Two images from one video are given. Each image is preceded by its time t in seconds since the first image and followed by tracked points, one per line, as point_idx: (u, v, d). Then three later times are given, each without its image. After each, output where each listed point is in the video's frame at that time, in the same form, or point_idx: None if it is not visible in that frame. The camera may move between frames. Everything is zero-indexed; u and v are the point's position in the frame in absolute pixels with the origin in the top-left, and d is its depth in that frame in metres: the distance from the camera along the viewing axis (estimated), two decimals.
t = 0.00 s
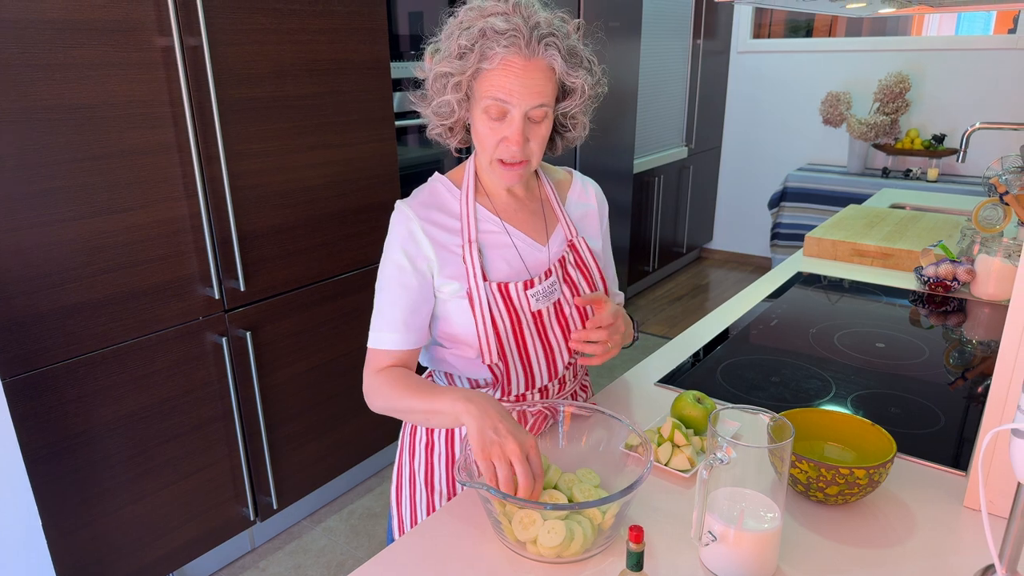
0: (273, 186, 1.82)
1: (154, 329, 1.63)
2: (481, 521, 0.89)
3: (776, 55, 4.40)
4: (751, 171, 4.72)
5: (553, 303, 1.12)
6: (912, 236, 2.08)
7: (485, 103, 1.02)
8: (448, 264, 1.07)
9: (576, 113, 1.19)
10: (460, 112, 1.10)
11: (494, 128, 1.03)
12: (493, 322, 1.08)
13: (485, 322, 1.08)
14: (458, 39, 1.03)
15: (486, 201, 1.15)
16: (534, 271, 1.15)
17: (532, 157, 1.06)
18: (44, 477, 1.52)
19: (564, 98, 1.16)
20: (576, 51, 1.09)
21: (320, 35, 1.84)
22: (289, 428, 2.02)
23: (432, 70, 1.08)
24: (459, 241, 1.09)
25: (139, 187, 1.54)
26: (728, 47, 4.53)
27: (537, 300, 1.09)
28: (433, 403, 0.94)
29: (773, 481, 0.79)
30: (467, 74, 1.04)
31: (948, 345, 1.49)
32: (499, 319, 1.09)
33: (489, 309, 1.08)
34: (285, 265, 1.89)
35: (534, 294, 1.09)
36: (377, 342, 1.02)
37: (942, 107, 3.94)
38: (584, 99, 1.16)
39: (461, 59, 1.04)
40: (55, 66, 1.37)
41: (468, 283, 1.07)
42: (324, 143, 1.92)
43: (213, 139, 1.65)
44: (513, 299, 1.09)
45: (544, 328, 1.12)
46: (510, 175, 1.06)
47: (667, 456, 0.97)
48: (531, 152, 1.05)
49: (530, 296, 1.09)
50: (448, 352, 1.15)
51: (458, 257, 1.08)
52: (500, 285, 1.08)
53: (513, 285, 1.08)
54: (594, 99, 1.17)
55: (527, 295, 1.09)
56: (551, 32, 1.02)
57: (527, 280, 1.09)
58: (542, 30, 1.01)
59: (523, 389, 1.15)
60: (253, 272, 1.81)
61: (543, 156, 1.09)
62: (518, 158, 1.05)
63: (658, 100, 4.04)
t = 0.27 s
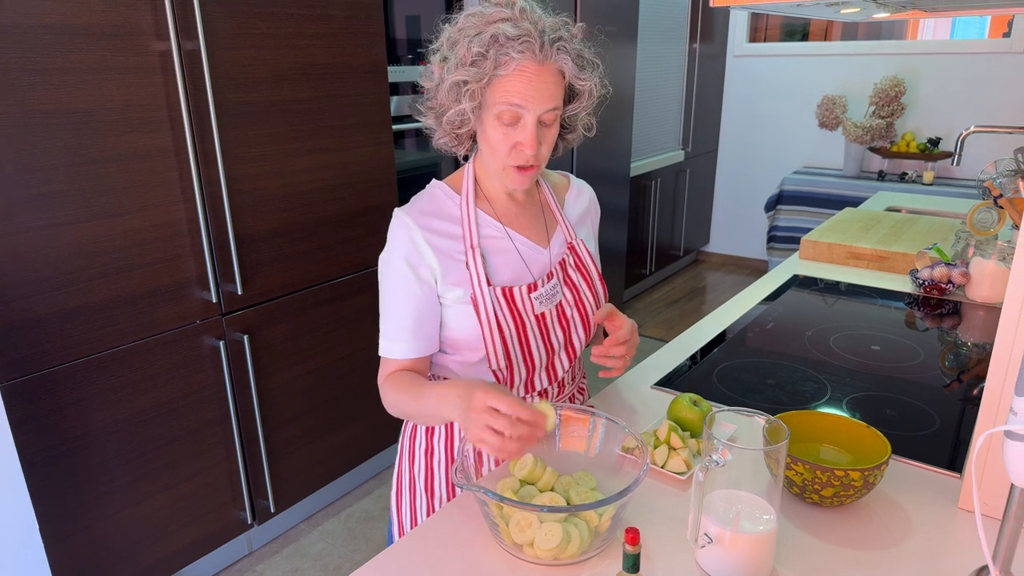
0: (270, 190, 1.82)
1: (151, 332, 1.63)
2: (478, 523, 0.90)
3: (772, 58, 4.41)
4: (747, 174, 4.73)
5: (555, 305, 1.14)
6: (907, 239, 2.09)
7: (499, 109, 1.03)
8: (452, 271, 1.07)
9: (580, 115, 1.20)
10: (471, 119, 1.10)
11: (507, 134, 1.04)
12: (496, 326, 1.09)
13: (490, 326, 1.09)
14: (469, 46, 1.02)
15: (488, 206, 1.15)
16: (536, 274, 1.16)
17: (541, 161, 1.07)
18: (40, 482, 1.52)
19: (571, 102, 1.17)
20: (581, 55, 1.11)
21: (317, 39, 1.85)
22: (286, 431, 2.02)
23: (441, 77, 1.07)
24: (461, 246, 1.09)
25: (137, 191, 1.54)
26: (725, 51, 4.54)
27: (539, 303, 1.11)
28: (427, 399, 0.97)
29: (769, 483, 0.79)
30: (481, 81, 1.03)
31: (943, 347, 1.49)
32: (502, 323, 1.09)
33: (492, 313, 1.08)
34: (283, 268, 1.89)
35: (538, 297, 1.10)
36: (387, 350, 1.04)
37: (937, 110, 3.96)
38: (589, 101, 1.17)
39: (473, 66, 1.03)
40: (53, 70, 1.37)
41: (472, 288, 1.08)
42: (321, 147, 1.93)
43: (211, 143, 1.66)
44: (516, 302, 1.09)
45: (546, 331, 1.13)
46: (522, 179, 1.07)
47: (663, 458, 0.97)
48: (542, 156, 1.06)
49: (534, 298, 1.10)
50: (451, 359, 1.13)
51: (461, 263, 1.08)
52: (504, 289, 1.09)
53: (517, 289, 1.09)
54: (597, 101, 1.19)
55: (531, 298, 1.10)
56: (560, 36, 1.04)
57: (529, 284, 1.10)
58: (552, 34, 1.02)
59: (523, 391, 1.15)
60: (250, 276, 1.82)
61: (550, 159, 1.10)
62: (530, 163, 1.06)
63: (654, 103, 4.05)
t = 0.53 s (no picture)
0: (270, 191, 1.82)
1: (151, 333, 1.63)
2: (478, 524, 0.89)
3: (772, 60, 4.42)
4: (747, 176, 4.73)
5: (554, 305, 1.14)
6: (907, 241, 2.09)
7: (500, 110, 1.03)
8: (451, 270, 1.07)
9: (581, 118, 1.20)
10: (472, 119, 1.10)
11: (507, 135, 1.04)
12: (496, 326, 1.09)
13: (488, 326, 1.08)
14: (473, 46, 1.02)
15: (487, 206, 1.15)
16: (535, 274, 1.16)
17: (541, 162, 1.07)
18: (39, 482, 1.51)
19: (573, 105, 1.17)
20: (584, 58, 1.11)
21: (317, 40, 1.85)
22: (286, 432, 2.02)
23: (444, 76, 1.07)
24: (461, 246, 1.09)
25: (137, 191, 1.54)
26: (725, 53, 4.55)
27: (539, 303, 1.11)
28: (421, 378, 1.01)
29: (769, 484, 0.79)
30: (484, 81, 1.03)
31: (943, 349, 1.49)
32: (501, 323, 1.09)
33: (491, 313, 1.08)
34: (283, 269, 1.89)
35: (538, 297, 1.11)
36: (387, 348, 1.06)
37: (937, 112, 3.97)
38: (591, 105, 1.18)
39: (476, 66, 1.03)
40: (53, 70, 1.37)
41: (471, 288, 1.08)
42: (322, 148, 1.93)
43: (211, 144, 1.66)
44: (515, 303, 1.09)
45: (546, 331, 1.13)
46: (520, 180, 1.07)
47: (663, 459, 0.97)
48: (542, 157, 1.07)
49: (533, 299, 1.10)
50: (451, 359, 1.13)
51: (461, 262, 1.08)
52: (504, 289, 1.09)
53: (516, 289, 1.09)
54: (599, 105, 1.19)
55: (530, 298, 1.10)
56: (563, 40, 1.04)
57: (529, 284, 1.10)
58: (555, 38, 1.02)
59: (524, 392, 1.12)
60: (250, 276, 1.82)
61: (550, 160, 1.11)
62: (529, 164, 1.06)
63: (654, 105, 4.06)
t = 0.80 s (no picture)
0: (269, 190, 1.82)
1: (150, 333, 1.63)
2: (479, 524, 0.89)
3: (771, 60, 4.42)
4: (746, 176, 4.73)
5: (554, 305, 1.14)
6: (906, 240, 2.09)
7: (506, 108, 1.03)
8: (450, 270, 1.07)
9: (584, 116, 1.20)
10: (476, 118, 1.09)
11: (512, 133, 1.04)
12: (495, 325, 1.08)
13: (487, 326, 1.08)
14: (477, 44, 1.02)
15: (488, 205, 1.15)
16: (535, 273, 1.16)
17: (545, 160, 1.07)
18: (38, 482, 1.51)
19: (575, 103, 1.17)
20: (586, 55, 1.11)
21: (317, 39, 1.84)
22: (285, 431, 2.02)
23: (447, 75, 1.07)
24: (460, 245, 1.09)
25: (136, 191, 1.53)
26: (724, 53, 4.55)
27: (538, 303, 1.11)
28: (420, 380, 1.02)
29: (770, 483, 0.79)
30: (489, 80, 1.02)
31: (943, 348, 1.49)
32: (501, 322, 1.09)
33: (491, 313, 1.08)
34: (282, 268, 1.89)
35: (537, 297, 1.10)
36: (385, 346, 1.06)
37: (936, 112, 3.97)
38: (593, 102, 1.18)
39: (480, 64, 1.02)
40: (52, 69, 1.37)
41: (471, 287, 1.08)
42: (321, 147, 1.92)
43: (210, 143, 1.65)
44: (515, 302, 1.09)
45: (545, 331, 1.13)
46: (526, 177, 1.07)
47: (664, 458, 0.97)
48: (547, 155, 1.07)
49: (532, 298, 1.10)
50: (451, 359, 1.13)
51: (461, 262, 1.08)
52: (503, 289, 1.09)
53: (516, 289, 1.09)
54: (601, 102, 1.19)
55: (530, 298, 1.10)
56: (567, 36, 1.04)
57: (528, 284, 1.10)
58: (559, 34, 1.02)
59: (524, 392, 1.12)
60: (249, 276, 1.81)
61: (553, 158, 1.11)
62: (534, 162, 1.06)
63: (653, 105, 4.06)
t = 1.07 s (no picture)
0: (267, 195, 1.82)
1: (147, 338, 1.63)
2: (475, 530, 0.89)
3: (769, 63, 4.42)
4: (744, 178, 4.73)
5: (551, 310, 1.13)
6: (905, 243, 2.09)
7: (504, 111, 1.02)
8: (448, 276, 1.06)
9: (580, 118, 1.20)
10: (473, 123, 1.09)
11: (511, 136, 1.03)
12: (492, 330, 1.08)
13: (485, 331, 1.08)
14: (475, 48, 1.02)
15: (486, 211, 1.14)
16: (532, 279, 1.15)
17: (545, 163, 1.07)
18: (35, 488, 1.51)
19: (571, 105, 1.17)
20: (582, 57, 1.11)
21: (314, 44, 1.84)
22: (283, 436, 2.01)
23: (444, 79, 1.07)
24: (458, 251, 1.08)
25: (133, 196, 1.53)
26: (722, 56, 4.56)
27: (536, 308, 1.10)
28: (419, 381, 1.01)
29: (768, 489, 0.78)
30: (487, 83, 1.02)
31: (942, 351, 1.49)
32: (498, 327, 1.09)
33: (488, 318, 1.08)
34: (280, 273, 1.89)
35: (534, 302, 1.10)
36: (382, 353, 1.06)
37: (934, 114, 3.97)
38: (590, 104, 1.18)
39: (478, 67, 1.02)
40: (48, 74, 1.37)
41: (468, 294, 1.08)
42: (319, 151, 1.92)
43: (207, 148, 1.65)
44: (513, 308, 1.09)
45: (543, 337, 1.13)
46: (524, 181, 1.07)
47: (662, 463, 0.96)
48: (546, 157, 1.07)
49: (530, 303, 1.09)
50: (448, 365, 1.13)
51: (458, 268, 1.07)
52: (500, 294, 1.08)
53: (512, 294, 1.09)
54: (598, 104, 1.19)
55: (527, 303, 1.09)
56: (563, 38, 1.04)
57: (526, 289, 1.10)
58: (555, 36, 1.03)
59: (521, 397, 1.12)
60: (247, 280, 1.81)
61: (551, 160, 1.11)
62: (533, 165, 1.06)
63: (652, 108, 4.06)
